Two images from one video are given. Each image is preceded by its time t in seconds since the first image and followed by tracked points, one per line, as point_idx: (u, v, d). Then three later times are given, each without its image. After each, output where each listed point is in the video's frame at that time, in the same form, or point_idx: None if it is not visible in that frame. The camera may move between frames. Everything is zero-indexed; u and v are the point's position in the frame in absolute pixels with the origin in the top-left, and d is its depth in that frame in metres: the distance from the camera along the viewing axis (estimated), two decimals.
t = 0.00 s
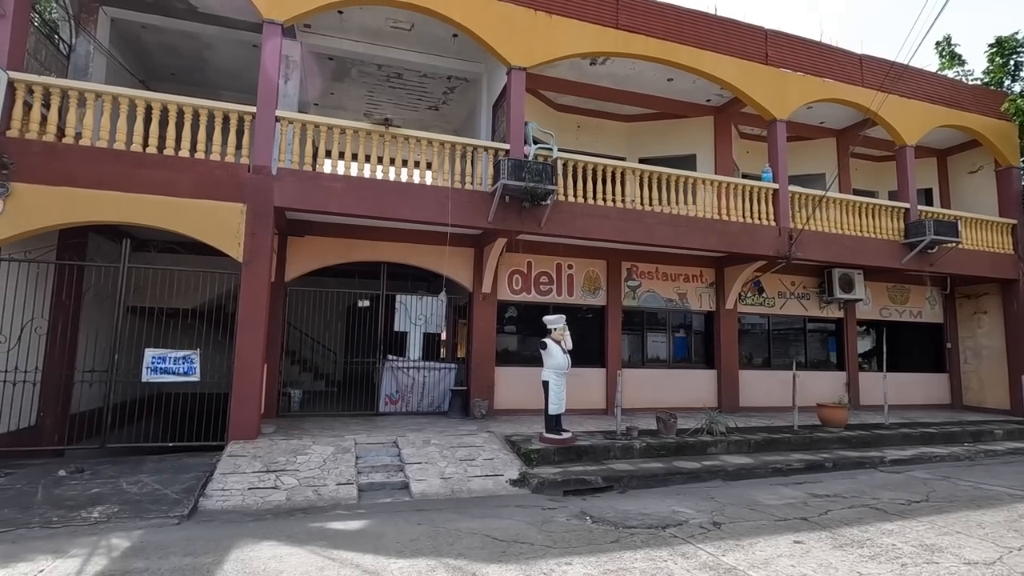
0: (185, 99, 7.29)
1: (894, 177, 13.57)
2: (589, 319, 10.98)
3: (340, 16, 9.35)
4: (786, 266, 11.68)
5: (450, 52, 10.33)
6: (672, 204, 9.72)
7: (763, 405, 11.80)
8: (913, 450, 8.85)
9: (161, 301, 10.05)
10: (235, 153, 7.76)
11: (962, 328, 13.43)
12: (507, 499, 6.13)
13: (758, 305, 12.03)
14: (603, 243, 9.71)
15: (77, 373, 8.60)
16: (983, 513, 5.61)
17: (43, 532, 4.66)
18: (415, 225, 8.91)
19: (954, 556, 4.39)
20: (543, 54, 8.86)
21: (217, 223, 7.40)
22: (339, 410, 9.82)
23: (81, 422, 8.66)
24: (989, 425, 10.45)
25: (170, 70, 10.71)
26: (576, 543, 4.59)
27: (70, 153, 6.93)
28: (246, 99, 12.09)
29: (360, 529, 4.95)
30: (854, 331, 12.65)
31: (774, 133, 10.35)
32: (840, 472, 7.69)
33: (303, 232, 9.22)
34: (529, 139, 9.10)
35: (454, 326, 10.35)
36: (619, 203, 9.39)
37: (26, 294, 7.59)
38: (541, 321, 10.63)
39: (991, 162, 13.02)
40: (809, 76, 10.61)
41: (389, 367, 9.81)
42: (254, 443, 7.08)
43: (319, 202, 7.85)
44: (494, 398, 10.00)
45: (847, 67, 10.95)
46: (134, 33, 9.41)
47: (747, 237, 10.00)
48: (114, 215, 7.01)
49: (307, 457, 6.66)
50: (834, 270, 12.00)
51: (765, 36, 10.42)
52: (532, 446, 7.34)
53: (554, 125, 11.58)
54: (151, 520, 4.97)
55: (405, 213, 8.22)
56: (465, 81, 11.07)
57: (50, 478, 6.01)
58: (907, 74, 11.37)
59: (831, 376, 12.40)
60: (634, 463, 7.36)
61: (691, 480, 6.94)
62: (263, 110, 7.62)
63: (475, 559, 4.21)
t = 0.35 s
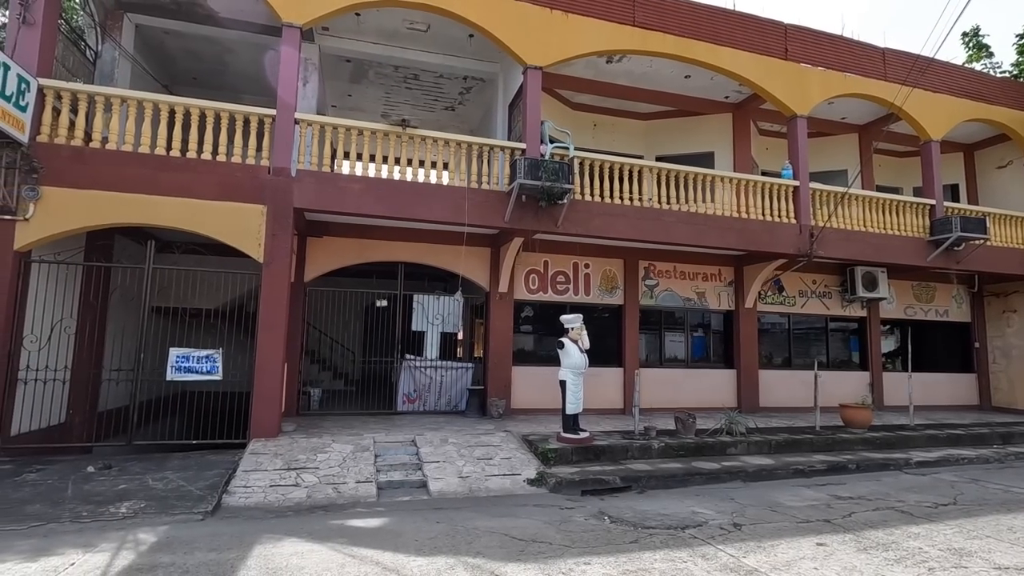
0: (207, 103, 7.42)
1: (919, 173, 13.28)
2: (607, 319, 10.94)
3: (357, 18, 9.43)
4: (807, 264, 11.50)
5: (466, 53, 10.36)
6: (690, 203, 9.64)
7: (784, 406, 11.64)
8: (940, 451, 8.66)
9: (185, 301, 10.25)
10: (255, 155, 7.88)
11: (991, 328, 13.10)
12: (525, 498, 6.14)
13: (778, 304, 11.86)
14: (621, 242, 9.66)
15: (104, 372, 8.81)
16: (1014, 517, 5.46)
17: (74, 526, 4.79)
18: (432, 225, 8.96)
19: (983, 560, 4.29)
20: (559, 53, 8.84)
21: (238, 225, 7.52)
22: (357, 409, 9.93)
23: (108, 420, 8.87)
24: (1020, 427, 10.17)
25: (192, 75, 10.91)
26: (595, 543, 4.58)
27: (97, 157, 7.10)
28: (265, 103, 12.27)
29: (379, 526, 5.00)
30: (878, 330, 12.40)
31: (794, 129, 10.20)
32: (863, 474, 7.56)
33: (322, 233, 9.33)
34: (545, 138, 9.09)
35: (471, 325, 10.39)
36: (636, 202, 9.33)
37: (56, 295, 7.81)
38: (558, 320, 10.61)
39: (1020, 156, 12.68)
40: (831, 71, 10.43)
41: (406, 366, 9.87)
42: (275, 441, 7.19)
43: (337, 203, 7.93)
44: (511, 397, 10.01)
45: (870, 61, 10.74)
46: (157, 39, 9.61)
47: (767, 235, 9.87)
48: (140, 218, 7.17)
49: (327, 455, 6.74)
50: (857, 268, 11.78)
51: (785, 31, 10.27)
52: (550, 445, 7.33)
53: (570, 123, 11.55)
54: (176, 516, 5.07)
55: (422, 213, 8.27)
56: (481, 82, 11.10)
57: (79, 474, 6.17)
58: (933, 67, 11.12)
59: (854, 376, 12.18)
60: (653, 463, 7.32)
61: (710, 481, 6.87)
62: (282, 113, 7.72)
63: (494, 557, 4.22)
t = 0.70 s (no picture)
0: (217, 106, 7.49)
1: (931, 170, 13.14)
2: (616, 318, 10.91)
3: (365, 20, 9.47)
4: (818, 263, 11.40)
5: (474, 53, 10.37)
6: (699, 202, 9.59)
7: (795, 406, 11.55)
8: (953, 452, 8.56)
9: (196, 302, 10.35)
10: (265, 157, 7.94)
11: (1005, 327, 12.93)
12: (534, 498, 6.14)
13: (788, 303, 11.77)
14: (629, 242, 9.63)
15: (117, 372, 8.92)
16: None
17: (88, 525, 4.85)
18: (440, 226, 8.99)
19: (998, 563, 4.24)
20: (566, 53, 8.83)
21: (248, 226, 7.58)
22: (367, 409, 9.98)
23: (122, 419, 8.97)
24: None
25: (203, 78, 11.01)
26: (604, 544, 4.57)
27: (110, 160, 7.19)
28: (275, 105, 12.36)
29: (389, 526, 5.02)
30: (890, 330, 12.28)
31: (804, 127, 10.12)
32: (875, 474, 7.48)
33: (331, 234, 9.38)
34: (553, 138, 9.09)
35: (479, 326, 10.41)
36: (644, 202, 9.30)
37: (71, 297, 7.92)
38: (566, 320, 10.60)
39: None
40: (841, 68, 10.34)
41: (415, 366, 9.91)
42: (285, 441, 7.24)
43: (346, 204, 7.98)
44: (519, 397, 10.01)
45: (881, 58, 10.64)
46: (168, 43, 9.71)
47: (777, 234, 9.80)
48: (152, 220, 7.25)
49: (336, 455, 6.77)
50: (868, 267, 11.65)
51: (794, 28, 10.19)
52: (558, 446, 7.33)
53: (578, 123, 11.54)
54: (188, 515, 5.12)
55: (430, 214, 8.29)
56: (489, 82, 11.11)
57: (94, 473, 6.25)
58: (946, 64, 10.99)
59: (865, 376, 12.07)
60: (662, 463, 7.29)
61: (720, 482, 6.84)
62: (291, 115, 7.77)
63: (503, 557, 4.23)
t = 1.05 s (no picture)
0: (212, 105, 7.46)
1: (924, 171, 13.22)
2: (612, 318, 10.93)
3: (361, 19, 9.45)
4: (812, 263, 11.45)
5: (470, 53, 10.37)
6: (695, 202, 9.62)
7: (789, 405, 11.60)
8: (946, 451, 8.61)
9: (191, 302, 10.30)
10: (260, 156, 7.91)
11: (998, 326, 13.03)
12: (530, 497, 6.15)
13: (783, 302, 11.82)
14: (625, 242, 9.65)
15: (112, 372, 8.88)
16: (1022, 517, 5.43)
17: (82, 525, 4.82)
18: (436, 225, 8.98)
19: (991, 560, 4.27)
20: (563, 53, 8.84)
21: (243, 225, 7.55)
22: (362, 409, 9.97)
23: (116, 420, 8.92)
24: None
25: (198, 77, 10.97)
26: (601, 543, 4.58)
27: (103, 158, 7.14)
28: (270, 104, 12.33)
29: (385, 526, 5.02)
30: (884, 329, 12.34)
31: (799, 128, 10.17)
32: (870, 473, 7.52)
33: (327, 233, 9.35)
34: (549, 138, 9.10)
35: (475, 325, 10.41)
36: (640, 201, 9.32)
37: (65, 296, 7.87)
38: (562, 320, 10.61)
39: None
40: (835, 68, 10.39)
41: (411, 366, 9.90)
42: (281, 441, 7.22)
43: (342, 203, 7.96)
44: (515, 397, 10.02)
45: (875, 59, 10.69)
46: (163, 41, 9.65)
47: (773, 234, 9.84)
48: (146, 219, 7.22)
49: (332, 455, 6.76)
50: (862, 267, 11.71)
51: (789, 28, 10.23)
52: (555, 445, 7.33)
53: (574, 123, 11.55)
54: (184, 516, 5.10)
55: (426, 214, 8.28)
56: (485, 82, 11.10)
57: (88, 474, 6.21)
58: (939, 65, 11.05)
59: (860, 375, 12.13)
60: (658, 463, 7.30)
61: (715, 481, 6.86)
62: (287, 114, 7.75)
63: (499, 557, 4.23)
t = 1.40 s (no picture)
0: (191, 100, 7.34)
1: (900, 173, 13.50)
2: (597, 317, 10.99)
3: (345, 15, 9.37)
4: (792, 263, 11.64)
5: (454, 51, 10.33)
6: (677, 202, 9.72)
7: (769, 403, 11.78)
8: (920, 447, 8.82)
9: (169, 300, 10.13)
10: (241, 153, 7.80)
11: (970, 325, 13.37)
12: (513, 496, 6.17)
13: (763, 301, 12.00)
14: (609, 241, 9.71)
15: (87, 372, 8.70)
16: (991, 511, 5.59)
17: (56, 529, 4.73)
18: (420, 224, 8.94)
19: (961, 553, 4.39)
20: (548, 52, 8.86)
21: (223, 223, 7.44)
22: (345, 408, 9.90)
23: (91, 421, 8.74)
24: (997, 422, 10.39)
25: (178, 72, 10.79)
26: (583, 540, 4.62)
27: (78, 154, 6.99)
28: (252, 100, 12.17)
29: (367, 526, 5.00)
30: (861, 328, 12.59)
31: (779, 130, 10.32)
32: (846, 469, 7.68)
33: (309, 231, 9.27)
34: (533, 137, 9.12)
35: (459, 324, 10.40)
36: (624, 201, 9.38)
37: (38, 295, 7.69)
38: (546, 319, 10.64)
39: (999, 157, 12.92)
40: (815, 71, 10.56)
41: (394, 365, 9.82)
42: (262, 441, 7.14)
43: (325, 201, 7.89)
44: (499, 395, 10.03)
45: (854, 63, 10.89)
46: (141, 35, 9.46)
47: (754, 235, 9.98)
48: (123, 216, 7.08)
49: (314, 455, 6.71)
50: (840, 267, 11.93)
51: (770, 31, 10.38)
52: (538, 444, 7.36)
53: (558, 122, 11.58)
54: (161, 518, 5.03)
55: (411, 213, 8.25)
56: (470, 80, 11.08)
57: (62, 476, 6.09)
58: (915, 70, 11.28)
59: (837, 373, 12.37)
60: (640, 460, 7.37)
61: (697, 478, 6.95)
62: (269, 111, 7.65)
63: (482, 555, 4.24)
